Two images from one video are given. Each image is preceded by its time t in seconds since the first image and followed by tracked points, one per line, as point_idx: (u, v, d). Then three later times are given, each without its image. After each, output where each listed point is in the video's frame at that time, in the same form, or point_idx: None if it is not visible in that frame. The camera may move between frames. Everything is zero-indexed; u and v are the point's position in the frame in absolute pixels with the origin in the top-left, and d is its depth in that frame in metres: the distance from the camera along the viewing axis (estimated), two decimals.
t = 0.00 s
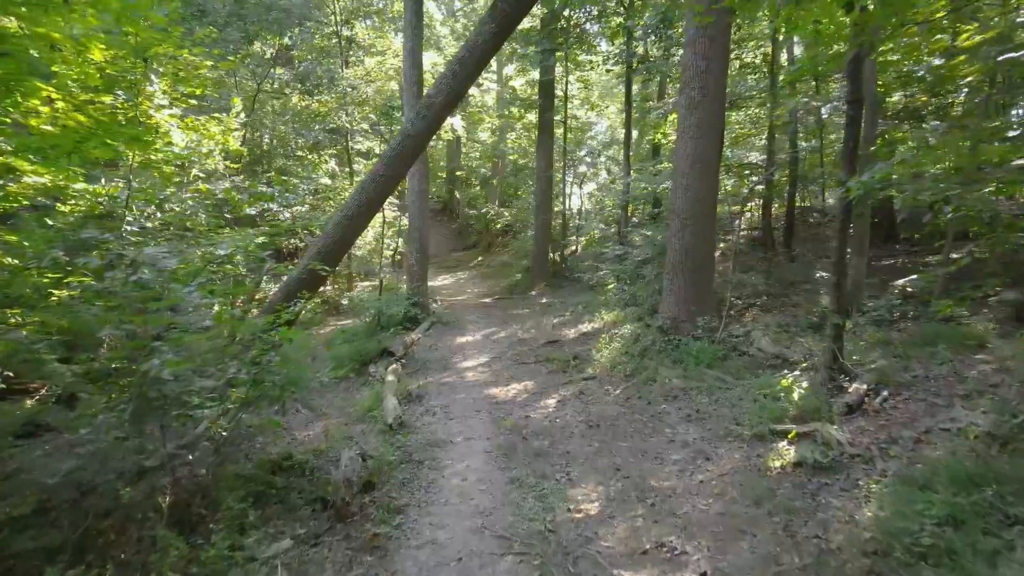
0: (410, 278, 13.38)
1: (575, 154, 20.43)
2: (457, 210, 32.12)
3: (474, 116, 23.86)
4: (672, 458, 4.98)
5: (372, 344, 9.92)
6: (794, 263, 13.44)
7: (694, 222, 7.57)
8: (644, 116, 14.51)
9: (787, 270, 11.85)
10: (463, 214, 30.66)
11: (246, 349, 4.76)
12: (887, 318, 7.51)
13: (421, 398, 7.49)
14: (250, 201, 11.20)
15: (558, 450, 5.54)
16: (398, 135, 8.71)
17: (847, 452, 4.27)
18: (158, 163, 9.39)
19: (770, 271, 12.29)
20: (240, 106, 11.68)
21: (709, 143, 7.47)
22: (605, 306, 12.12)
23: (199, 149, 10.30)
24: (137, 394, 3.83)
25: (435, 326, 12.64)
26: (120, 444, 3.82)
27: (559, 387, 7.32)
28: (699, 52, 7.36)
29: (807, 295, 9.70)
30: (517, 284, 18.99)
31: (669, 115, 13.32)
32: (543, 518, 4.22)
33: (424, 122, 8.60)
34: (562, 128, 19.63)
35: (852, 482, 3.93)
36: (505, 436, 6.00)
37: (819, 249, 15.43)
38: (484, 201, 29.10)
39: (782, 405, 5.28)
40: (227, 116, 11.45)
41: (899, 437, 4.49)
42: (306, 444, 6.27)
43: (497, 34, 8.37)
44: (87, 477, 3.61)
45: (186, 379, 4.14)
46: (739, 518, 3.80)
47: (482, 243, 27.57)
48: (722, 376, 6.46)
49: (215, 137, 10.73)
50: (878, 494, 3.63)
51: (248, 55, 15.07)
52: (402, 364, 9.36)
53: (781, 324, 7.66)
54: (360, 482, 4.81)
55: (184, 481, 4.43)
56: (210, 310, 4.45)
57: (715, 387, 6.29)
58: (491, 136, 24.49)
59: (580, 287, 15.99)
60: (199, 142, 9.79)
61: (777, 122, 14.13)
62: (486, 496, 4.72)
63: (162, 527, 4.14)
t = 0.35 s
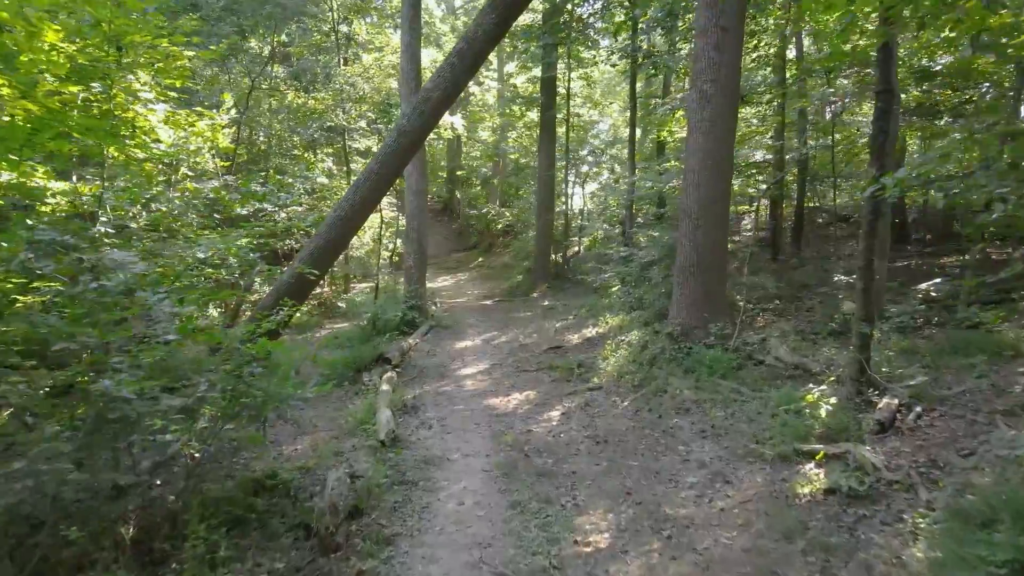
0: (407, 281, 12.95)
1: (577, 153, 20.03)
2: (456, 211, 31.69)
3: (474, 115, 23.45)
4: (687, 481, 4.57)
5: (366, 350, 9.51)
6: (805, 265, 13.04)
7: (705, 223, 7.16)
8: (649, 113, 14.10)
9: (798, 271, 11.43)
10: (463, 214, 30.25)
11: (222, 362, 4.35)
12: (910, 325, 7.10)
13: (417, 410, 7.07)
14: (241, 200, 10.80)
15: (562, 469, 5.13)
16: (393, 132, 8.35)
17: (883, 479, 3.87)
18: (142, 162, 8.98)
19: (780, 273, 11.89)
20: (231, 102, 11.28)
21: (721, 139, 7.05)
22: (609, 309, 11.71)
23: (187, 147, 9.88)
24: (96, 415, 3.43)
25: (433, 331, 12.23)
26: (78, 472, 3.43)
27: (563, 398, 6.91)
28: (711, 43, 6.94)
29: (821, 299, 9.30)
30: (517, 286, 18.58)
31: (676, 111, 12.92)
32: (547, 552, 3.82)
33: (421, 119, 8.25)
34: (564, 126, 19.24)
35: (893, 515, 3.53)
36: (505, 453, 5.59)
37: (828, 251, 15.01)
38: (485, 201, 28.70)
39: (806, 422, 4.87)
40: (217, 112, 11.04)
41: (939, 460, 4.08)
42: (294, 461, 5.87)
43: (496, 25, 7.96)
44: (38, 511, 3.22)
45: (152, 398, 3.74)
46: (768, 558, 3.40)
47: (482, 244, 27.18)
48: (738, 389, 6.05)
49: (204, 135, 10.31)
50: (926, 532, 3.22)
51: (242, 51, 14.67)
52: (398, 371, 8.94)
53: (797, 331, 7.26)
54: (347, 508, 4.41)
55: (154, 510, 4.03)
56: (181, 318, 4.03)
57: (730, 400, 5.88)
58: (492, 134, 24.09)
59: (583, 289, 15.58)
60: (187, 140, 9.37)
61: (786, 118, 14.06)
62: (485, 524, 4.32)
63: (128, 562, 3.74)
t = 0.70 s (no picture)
0: (405, 284, 12.50)
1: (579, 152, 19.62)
2: (457, 211, 31.24)
3: (475, 113, 23.04)
4: (707, 508, 4.16)
5: (360, 357, 9.08)
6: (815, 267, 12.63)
7: (720, 224, 6.73)
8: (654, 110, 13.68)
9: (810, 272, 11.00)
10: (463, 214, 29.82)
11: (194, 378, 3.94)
12: (936, 333, 6.68)
13: (412, 422, 6.64)
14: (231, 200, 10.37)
15: (569, 492, 4.72)
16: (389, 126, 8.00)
17: (930, 511, 3.46)
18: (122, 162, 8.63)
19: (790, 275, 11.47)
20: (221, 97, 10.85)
21: (735, 135, 6.63)
22: (614, 313, 11.28)
23: (175, 144, 9.47)
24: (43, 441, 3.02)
25: (432, 335, 11.80)
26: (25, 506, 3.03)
27: (568, 410, 6.48)
28: (726, 32, 6.52)
29: (836, 303, 8.87)
30: (518, 288, 18.16)
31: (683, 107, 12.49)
32: None
33: (418, 112, 7.90)
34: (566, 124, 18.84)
35: (946, 556, 3.12)
36: (505, 473, 5.16)
37: (838, 252, 14.57)
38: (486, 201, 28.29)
39: (836, 441, 4.45)
40: (207, 108, 10.60)
41: (991, 488, 3.66)
42: (279, 480, 5.47)
43: (497, 15, 7.55)
44: None
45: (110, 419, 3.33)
46: None
47: (483, 245, 26.75)
48: (756, 402, 5.63)
49: (194, 133, 9.92)
50: None
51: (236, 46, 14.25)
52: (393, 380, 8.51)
53: (817, 339, 6.83)
54: (332, 539, 4.00)
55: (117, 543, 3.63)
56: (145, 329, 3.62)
57: (749, 415, 5.46)
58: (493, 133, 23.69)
59: (586, 291, 15.17)
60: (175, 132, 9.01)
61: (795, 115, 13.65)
62: (484, 558, 3.91)
63: None
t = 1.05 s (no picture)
0: (404, 287, 12.08)
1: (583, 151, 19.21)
2: (459, 211, 30.81)
3: (478, 112, 22.66)
4: (732, 543, 3.73)
5: (355, 364, 8.67)
6: (829, 269, 12.20)
7: (735, 224, 6.29)
8: (661, 107, 13.26)
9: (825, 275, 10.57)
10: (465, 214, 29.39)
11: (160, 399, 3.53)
12: (968, 341, 6.24)
13: (408, 437, 6.23)
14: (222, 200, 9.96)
15: (577, 519, 4.30)
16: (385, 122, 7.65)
17: (990, 552, 3.03)
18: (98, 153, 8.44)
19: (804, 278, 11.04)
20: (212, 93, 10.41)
21: (753, 130, 6.20)
22: (621, 317, 10.86)
23: (161, 141, 9.06)
24: None
25: (431, 339, 11.39)
26: None
27: (574, 424, 6.06)
28: (743, 18, 6.09)
29: (855, 308, 8.44)
30: (521, 289, 17.73)
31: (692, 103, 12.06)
32: None
33: (414, 108, 7.54)
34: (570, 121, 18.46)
35: None
36: (507, 496, 4.75)
37: (851, 254, 14.14)
38: (488, 201, 27.87)
39: (872, 466, 4.04)
40: (196, 104, 10.17)
41: None
42: (261, 503, 5.05)
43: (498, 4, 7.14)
44: None
45: (57, 449, 2.91)
46: None
47: (485, 245, 26.33)
48: (778, 418, 5.20)
49: (182, 129, 9.51)
50: None
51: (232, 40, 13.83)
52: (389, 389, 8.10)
53: (840, 347, 6.40)
54: None
55: None
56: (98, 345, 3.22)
57: (771, 433, 5.03)
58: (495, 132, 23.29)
59: (591, 294, 14.74)
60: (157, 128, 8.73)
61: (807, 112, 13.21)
62: None
63: None
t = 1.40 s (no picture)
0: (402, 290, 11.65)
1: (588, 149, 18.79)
2: (461, 210, 30.40)
3: (479, 110, 22.25)
4: None
5: (350, 371, 8.27)
6: (842, 271, 11.77)
7: (753, 225, 5.87)
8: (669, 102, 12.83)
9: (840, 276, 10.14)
10: (467, 214, 28.97)
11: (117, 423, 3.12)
12: (1005, 351, 5.81)
13: (403, 452, 5.82)
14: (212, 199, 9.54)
15: (586, 551, 3.87)
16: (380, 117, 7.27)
17: None
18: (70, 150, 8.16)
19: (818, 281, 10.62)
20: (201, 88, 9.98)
21: (771, 123, 5.77)
22: (628, 321, 10.43)
23: (147, 137, 8.64)
24: None
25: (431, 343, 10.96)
26: None
27: (581, 439, 5.65)
28: (762, 3, 5.65)
29: (875, 314, 8.02)
30: (524, 291, 17.29)
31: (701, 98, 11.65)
32: None
33: (411, 102, 7.16)
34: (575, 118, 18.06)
35: None
36: (509, 524, 4.33)
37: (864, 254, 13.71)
38: (490, 200, 27.45)
39: (916, 496, 3.62)
40: (185, 100, 9.73)
41: None
42: (242, 528, 4.64)
43: None
44: None
45: None
46: None
47: (487, 245, 25.90)
48: (805, 436, 4.78)
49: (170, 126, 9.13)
50: None
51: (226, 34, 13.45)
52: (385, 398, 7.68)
53: (866, 357, 5.98)
54: None
55: None
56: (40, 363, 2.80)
57: (797, 452, 4.61)
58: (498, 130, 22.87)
59: (595, 296, 14.33)
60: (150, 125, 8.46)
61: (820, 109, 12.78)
62: None
63: None
